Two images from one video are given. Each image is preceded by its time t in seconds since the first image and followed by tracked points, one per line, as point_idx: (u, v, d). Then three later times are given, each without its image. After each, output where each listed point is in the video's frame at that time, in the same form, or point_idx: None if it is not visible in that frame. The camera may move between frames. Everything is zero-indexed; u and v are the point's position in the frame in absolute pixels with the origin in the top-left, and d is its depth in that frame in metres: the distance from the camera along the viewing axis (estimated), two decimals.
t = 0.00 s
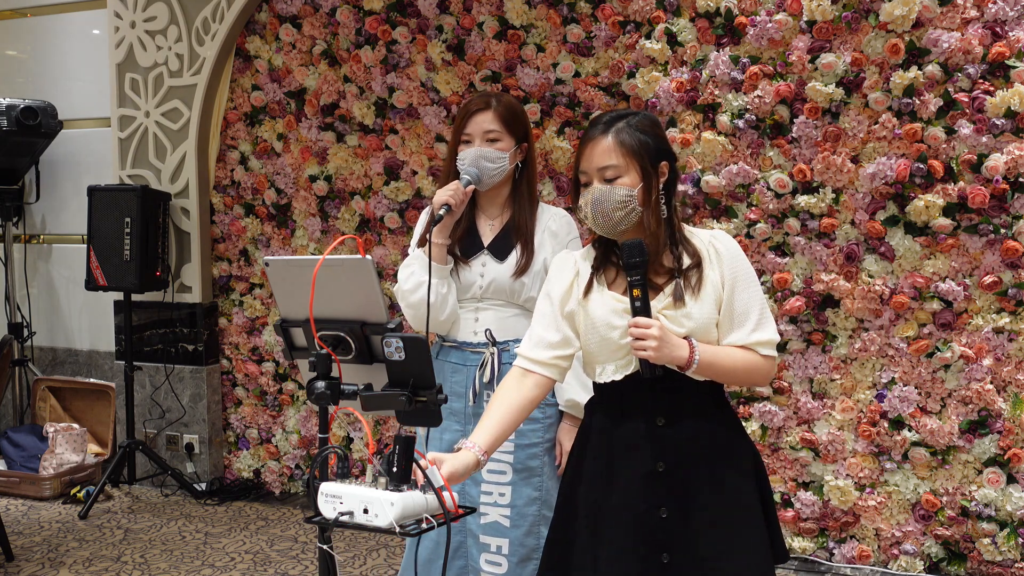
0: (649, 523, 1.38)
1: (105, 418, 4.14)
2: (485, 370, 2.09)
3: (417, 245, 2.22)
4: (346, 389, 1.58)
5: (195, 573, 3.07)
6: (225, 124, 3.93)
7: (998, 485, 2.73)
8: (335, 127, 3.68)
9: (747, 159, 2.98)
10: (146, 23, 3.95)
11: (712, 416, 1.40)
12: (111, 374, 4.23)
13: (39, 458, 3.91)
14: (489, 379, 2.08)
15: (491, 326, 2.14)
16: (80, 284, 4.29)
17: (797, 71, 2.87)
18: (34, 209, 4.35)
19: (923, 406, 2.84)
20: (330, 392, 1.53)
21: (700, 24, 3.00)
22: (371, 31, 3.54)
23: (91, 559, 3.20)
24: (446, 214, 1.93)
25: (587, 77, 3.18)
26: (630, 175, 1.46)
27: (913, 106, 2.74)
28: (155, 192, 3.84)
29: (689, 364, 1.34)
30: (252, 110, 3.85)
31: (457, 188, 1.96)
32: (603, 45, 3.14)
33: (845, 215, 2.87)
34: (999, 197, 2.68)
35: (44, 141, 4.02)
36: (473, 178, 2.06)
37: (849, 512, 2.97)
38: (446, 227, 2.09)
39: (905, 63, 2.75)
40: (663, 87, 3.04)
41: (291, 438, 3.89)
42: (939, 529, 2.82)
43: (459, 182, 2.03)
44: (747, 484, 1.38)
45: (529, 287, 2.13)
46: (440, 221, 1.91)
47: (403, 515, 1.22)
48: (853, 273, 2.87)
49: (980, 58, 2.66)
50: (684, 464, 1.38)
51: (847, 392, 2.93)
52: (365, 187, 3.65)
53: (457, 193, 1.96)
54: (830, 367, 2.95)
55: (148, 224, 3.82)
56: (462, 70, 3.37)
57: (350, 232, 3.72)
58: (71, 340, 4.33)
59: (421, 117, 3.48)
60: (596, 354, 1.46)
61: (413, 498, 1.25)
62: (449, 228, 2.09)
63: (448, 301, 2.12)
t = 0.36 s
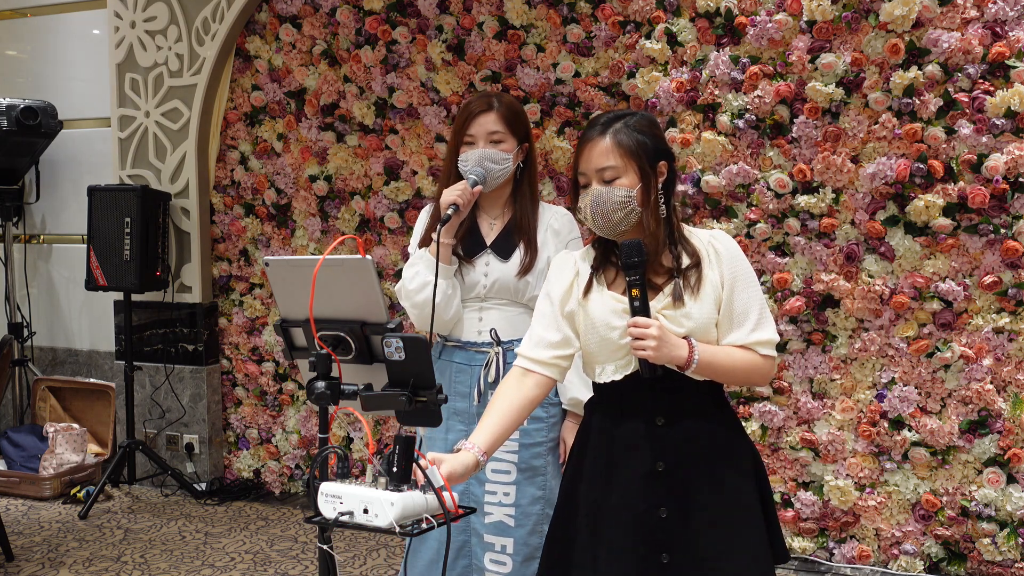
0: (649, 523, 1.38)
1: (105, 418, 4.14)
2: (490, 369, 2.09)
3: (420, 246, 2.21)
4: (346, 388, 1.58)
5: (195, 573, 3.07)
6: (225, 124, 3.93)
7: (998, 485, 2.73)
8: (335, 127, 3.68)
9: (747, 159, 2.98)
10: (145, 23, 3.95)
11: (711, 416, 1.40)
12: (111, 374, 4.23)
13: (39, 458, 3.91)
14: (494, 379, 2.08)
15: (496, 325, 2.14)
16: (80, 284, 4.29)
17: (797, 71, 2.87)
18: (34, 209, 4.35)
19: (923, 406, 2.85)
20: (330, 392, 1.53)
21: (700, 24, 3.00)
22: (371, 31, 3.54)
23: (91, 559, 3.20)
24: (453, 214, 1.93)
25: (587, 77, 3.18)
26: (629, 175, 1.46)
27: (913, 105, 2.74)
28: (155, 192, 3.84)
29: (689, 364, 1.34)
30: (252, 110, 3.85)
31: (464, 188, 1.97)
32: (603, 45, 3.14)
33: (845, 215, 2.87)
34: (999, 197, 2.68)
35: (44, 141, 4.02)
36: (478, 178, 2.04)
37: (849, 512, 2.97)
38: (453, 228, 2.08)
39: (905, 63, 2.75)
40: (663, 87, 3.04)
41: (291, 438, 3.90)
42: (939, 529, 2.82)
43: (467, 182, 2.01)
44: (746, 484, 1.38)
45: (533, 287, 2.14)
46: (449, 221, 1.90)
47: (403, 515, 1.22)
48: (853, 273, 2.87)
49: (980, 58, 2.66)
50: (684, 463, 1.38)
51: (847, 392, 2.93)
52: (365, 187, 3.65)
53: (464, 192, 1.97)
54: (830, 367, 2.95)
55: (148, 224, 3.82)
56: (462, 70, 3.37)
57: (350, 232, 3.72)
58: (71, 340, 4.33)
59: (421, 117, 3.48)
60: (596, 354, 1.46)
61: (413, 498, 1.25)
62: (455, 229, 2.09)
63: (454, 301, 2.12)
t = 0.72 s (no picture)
0: (649, 523, 1.38)
1: (105, 418, 4.14)
2: (495, 369, 2.09)
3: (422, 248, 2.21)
4: (346, 389, 1.58)
5: (195, 573, 3.07)
6: (225, 124, 3.93)
7: (998, 485, 2.73)
8: (335, 127, 3.68)
9: (747, 159, 2.98)
10: (145, 23, 3.95)
11: (712, 416, 1.40)
12: (111, 374, 4.23)
13: (39, 458, 3.91)
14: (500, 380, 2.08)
15: (501, 326, 2.14)
16: (80, 284, 4.29)
17: (797, 71, 2.87)
18: (34, 209, 4.35)
19: (923, 406, 2.85)
20: (330, 392, 1.53)
21: (700, 24, 3.00)
22: (371, 31, 3.54)
23: (91, 559, 3.20)
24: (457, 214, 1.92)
25: (587, 77, 3.18)
26: (629, 175, 1.46)
27: (913, 105, 2.74)
28: (155, 192, 3.84)
29: (689, 364, 1.34)
30: (252, 110, 3.85)
31: (469, 188, 1.95)
32: (603, 45, 3.14)
33: (845, 215, 2.87)
34: (999, 197, 2.68)
35: (44, 141, 4.03)
36: (480, 178, 2.04)
37: (849, 512, 2.97)
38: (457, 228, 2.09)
39: (905, 63, 2.75)
40: (663, 87, 3.04)
41: (291, 438, 3.90)
42: (939, 529, 2.82)
43: (469, 181, 2.01)
44: (746, 484, 1.38)
45: (536, 287, 2.15)
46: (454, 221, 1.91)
47: (403, 515, 1.22)
48: (853, 273, 2.87)
49: (980, 58, 2.66)
50: (685, 463, 1.38)
51: (847, 392, 2.93)
52: (365, 187, 3.65)
53: (469, 193, 1.95)
54: (830, 367, 2.95)
55: (148, 224, 3.82)
56: (462, 70, 3.38)
57: (350, 232, 3.72)
58: (71, 340, 4.33)
59: (421, 117, 3.48)
60: (597, 355, 1.46)
61: (413, 498, 1.25)
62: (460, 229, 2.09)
63: (458, 302, 2.12)
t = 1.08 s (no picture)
0: (649, 524, 1.38)
1: (105, 418, 4.14)
2: (491, 371, 2.09)
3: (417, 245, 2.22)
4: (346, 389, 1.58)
5: (195, 573, 3.07)
6: (225, 124, 3.93)
7: (998, 485, 2.74)
8: (335, 127, 3.68)
9: (747, 159, 2.98)
10: (145, 23, 3.95)
11: (713, 416, 1.40)
12: (111, 374, 4.23)
13: (39, 458, 3.91)
14: (496, 381, 2.08)
15: (498, 328, 2.14)
16: (80, 284, 4.29)
17: (797, 71, 2.87)
18: (34, 209, 4.35)
19: (924, 406, 2.85)
20: (330, 392, 1.53)
21: (700, 24, 3.00)
22: (371, 31, 3.54)
23: (91, 559, 3.20)
24: (447, 206, 1.94)
25: (587, 77, 3.18)
26: (630, 176, 1.46)
27: (913, 106, 2.74)
28: (154, 192, 3.84)
29: (691, 364, 1.34)
30: (252, 110, 3.85)
31: (458, 182, 1.95)
32: (603, 45, 3.14)
33: (845, 215, 2.87)
34: (999, 197, 2.68)
35: (44, 141, 4.03)
36: (472, 172, 2.05)
37: (850, 512, 2.97)
38: (448, 223, 2.08)
39: (905, 63, 2.75)
40: (663, 87, 3.04)
41: (291, 438, 3.90)
42: (939, 529, 2.82)
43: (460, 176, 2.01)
44: (746, 484, 1.38)
45: (533, 287, 2.15)
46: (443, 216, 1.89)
47: (403, 515, 1.22)
48: (853, 273, 2.87)
49: (980, 58, 2.66)
50: (685, 463, 1.38)
51: (847, 392, 2.93)
52: (365, 187, 3.65)
53: (458, 187, 1.96)
54: (830, 367, 2.95)
55: (148, 224, 3.82)
56: (462, 70, 3.38)
57: (350, 232, 3.72)
58: (71, 340, 4.33)
59: (421, 117, 3.48)
60: (597, 355, 1.46)
61: (413, 498, 1.25)
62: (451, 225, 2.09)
63: (450, 299, 2.12)
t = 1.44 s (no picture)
0: (649, 524, 1.38)
1: (105, 418, 4.14)
2: (470, 372, 2.09)
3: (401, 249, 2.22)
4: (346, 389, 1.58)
5: (195, 573, 3.07)
6: (225, 124, 3.93)
7: (998, 485, 2.73)
8: (335, 127, 3.68)
9: (747, 159, 2.98)
10: (145, 23, 3.95)
11: (714, 417, 1.40)
12: (111, 374, 4.23)
13: (40, 458, 3.92)
14: (475, 381, 2.08)
15: (478, 328, 2.13)
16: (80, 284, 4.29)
17: (797, 71, 2.87)
18: (34, 209, 4.35)
19: (923, 406, 2.85)
20: (330, 392, 1.53)
21: (700, 24, 3.00)
22: (371, 31, 3.54)
23: (91, 559, 3.20)
24: (422, 218, 1.87)
25: (587, 77, 3.18)
26: (629, 177, 1.46)
27: (913, 105, 2.74)
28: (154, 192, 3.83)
29: (691, 363, 1.34)
30: (252, 110, 3.85)
31: (435, 191, 1.87)
32: (603, 45, 3.14)
33: (845, 215, 2.87)
34: (999, 197, 2.68)
35: (44, 141, 4.03)
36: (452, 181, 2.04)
37: (849, 512, 2.97)
38: (424, 232, 2.07)
39: (905, 63, 2.75)
40: (663, 87, 3.04)
41: (292, 438, 3.90)
42: (939, 529, 2.82)
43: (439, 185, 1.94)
44: (748, 484, 1.38)
45: (514, 289, 2.11)
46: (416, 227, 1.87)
47: (403, 515, 1.22)
48: (853, 273, 2.87)
49: (980, 58, 2.66)
50: (686, 463, 1.38)
51: (847, 392, 2.93)
52: (365, 187, 3.65)
53: (434, 198, 1.87)
54: (830, 367, 2.95)
55: (148, 224, 3.82)
56: (462, 70, 3.38)
57: (350, 232, 3.72)
58: (71, 340, 4.33)
59: (421, 117, 3.48)
60: (597, 355, 1.46)
61: (413, 498, 1.25)
62: (428, 233, 2.08)
63: (429, 305, 2.12)
